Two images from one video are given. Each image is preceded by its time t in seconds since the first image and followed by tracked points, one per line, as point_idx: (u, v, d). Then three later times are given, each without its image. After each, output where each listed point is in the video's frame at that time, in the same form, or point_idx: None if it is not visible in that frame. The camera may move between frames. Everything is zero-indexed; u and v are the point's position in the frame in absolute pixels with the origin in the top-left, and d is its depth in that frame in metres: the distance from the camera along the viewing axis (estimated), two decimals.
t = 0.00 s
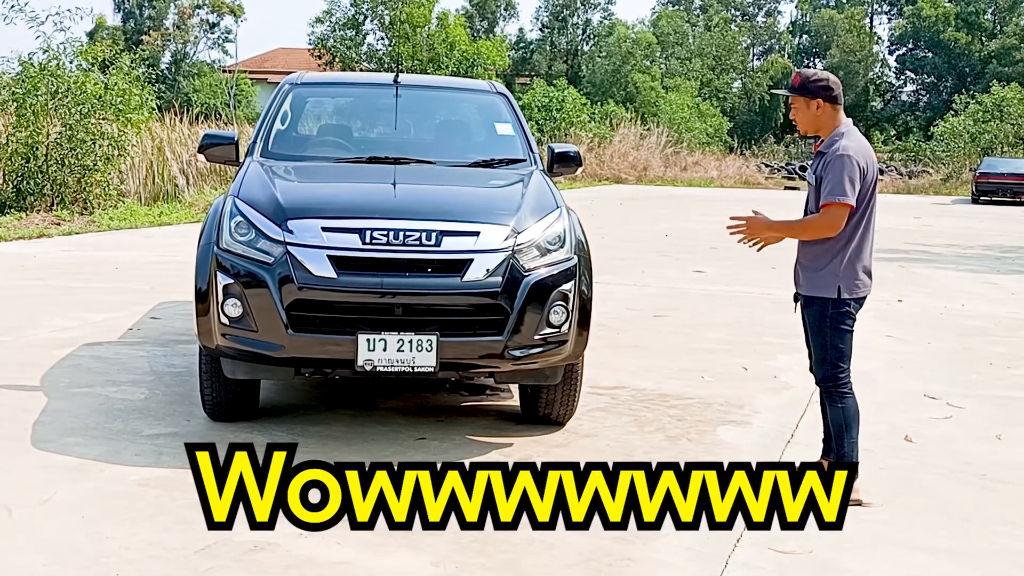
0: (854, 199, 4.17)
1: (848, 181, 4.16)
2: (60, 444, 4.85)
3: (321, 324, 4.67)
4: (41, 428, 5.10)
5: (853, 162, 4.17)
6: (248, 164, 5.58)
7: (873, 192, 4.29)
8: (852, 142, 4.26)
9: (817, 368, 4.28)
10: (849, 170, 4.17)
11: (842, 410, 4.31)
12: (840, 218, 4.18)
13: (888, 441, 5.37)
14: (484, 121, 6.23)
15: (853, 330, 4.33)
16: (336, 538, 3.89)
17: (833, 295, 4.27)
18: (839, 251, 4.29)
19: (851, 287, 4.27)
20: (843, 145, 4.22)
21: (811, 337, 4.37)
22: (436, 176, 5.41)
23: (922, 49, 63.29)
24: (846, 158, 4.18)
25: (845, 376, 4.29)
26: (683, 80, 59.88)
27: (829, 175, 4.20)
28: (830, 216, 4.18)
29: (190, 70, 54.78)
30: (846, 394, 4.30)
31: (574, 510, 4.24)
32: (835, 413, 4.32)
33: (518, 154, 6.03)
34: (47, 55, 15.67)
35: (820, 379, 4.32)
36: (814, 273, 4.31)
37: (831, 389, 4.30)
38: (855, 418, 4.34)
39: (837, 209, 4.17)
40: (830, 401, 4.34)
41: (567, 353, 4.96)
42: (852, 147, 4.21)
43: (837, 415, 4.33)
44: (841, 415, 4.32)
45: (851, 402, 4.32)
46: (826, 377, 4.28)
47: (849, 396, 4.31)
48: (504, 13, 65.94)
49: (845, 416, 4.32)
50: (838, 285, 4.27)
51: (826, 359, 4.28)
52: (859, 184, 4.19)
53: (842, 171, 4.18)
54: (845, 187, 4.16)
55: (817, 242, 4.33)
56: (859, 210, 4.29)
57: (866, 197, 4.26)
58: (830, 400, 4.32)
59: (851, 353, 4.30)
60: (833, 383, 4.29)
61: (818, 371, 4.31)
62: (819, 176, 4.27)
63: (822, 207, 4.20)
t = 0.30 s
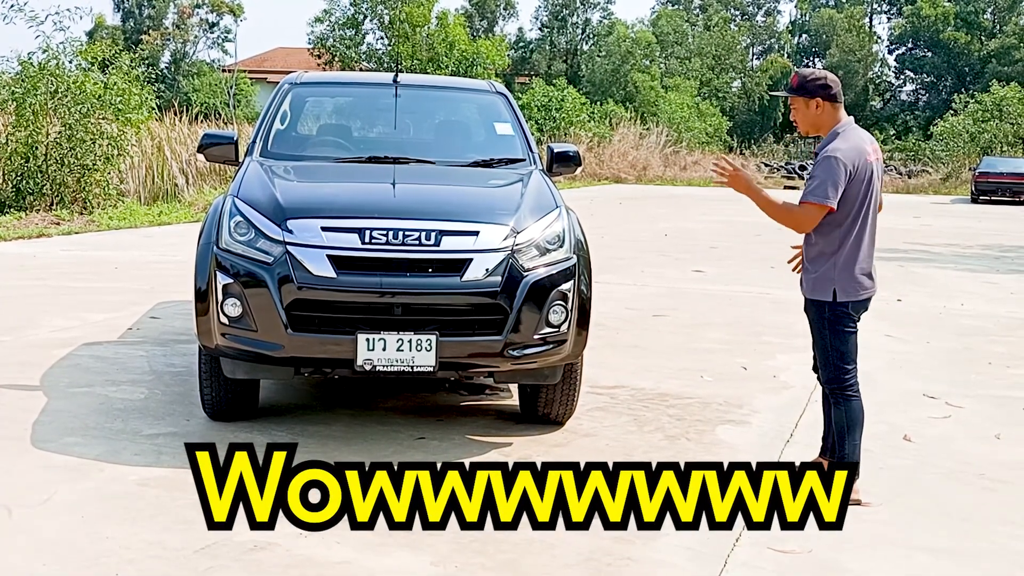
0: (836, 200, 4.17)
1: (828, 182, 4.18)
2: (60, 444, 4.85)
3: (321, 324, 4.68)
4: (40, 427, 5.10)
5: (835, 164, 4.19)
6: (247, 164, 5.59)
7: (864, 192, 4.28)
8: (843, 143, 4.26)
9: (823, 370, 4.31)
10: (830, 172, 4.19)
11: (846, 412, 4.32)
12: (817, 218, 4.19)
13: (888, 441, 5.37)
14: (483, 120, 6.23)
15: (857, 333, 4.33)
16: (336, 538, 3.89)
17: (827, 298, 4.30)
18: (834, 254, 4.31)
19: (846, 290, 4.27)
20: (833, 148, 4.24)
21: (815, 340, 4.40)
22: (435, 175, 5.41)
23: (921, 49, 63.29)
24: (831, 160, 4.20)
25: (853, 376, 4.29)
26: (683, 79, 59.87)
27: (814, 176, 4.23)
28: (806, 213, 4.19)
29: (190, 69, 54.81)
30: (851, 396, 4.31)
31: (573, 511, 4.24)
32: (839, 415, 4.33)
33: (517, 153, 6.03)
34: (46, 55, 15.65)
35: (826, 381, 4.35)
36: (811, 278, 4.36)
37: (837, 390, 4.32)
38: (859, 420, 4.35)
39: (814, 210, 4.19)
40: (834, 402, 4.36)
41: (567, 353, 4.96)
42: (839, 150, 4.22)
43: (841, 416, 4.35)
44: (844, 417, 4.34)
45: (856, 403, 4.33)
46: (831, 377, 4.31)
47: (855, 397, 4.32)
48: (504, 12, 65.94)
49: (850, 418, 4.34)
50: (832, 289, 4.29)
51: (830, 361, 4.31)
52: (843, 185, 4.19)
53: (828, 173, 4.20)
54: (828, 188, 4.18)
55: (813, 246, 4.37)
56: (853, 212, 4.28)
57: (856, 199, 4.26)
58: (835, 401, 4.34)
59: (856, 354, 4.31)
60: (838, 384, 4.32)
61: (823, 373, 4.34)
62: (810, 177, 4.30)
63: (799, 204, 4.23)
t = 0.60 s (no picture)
0: (822, 201, 4.19)
1: (817, 181, 4.20)
2: (59, 444, 4.85)
3: (321, 323, 4.67)
4: (40, 427, 5.10)
5: (824, 164, 4.21)
6: (246, 164, 5.58)
7: (858, 192, 4.27)
8: (835, 143, 4.27)
9: (824, 369, 4.35)
10: (819, 171, 4.21)
11: (847, 413, 4.34)
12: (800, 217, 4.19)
13: (887, 441, 5.37)
14: (482, 120, 6.23)
15: (858, 333, 4.34)
16: (335, 537, 3.89)
17: (824, 299, 4.32)
18: (829, 255, 4.33)
19: (841, 290, 4.28)
20: (823, 149, 4.26)
21: (817, 341, 4.42)
22: (435, 175, 5.41)
23: (921, 49, 63.31)
24: (821, 160, 4.22)
25: (853, 377, 4.32)
26: (682, 79, 59.86)
27: (805, 175, 4.24)
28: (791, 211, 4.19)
29: (190, 69, 54.81)
30: (852, 397, 4.33)
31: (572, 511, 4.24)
32: (839, 415, 4.35)
33: (517, 153, 6.03)
34: (46, 54, 15.62)
35: (827, 381, 4.37)
36: (811, 280, 4.38)
37: (838, 391, 4.34)
38: (859, 421, 4.36)
39: (801, 208, 4.19)
40: (835, 402, 4.38)
41: (566, 353, 4.96)
42: (831, 150, 4.24)
43: (841, 417, 4.38)
44: (845, 418, 4.36)
45: (857, 404, 4.35)
46: (833, 378, 4.34)
47: (855, 399, 4.34)
48: (503, 12, 65.94)
49: (851, 418, 4.35)
50: (829, 290, 4.31)
51: (831, 363, 4.34)
52: (831, 185, 4.20)
53: (817, 173, 4.22)
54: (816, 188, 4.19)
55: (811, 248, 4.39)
56: (847, 213, 4.28)
57: (848, 199, 4.26)
58: (836, 402, 4.36)
59: (856, 354, 4.33)
60: (839, 385, 4.34)
61: (825, 374, 4.37)
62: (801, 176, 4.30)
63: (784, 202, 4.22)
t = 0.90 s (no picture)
0: (813, 205, 4.20)
1: (808, 185, 4.22)
2: (58, 444, 4.85)
3: (319, 324, 4.67)
4: (39, 427, 5.10)
5: (816, 167, 4.23)
6: (245, 164, 5.58)
7: (852, 194, 4.27)
8: (827, 145, 4.28)
9: (822, 371, 4.38)
10: (811, 174, 4.22)
11: (845, 415, 4.35)
12: (790, 223, 4.24)
13: (887, 441, 5.37)
14: (482, 120, 6.23)
15: (857, 335, 4.35)
16: (334, 538, 3.89)
17: (821, 301, 4.34)
18: (825, 257, 4.34)
19: (838, 292, 4.30)
20: (815, 151, 4.27)
21: (816, 343, 4.44)
22: (434, 176, 5.41)
23: (920, 50, 63.32)
24: (812, 163, 4.24)
25: (852, 379, 4.33)
26: (682, 80, 59.87)
27: (796, 179, 4.27)
28: (783, 218, 4.24)
29: (189, 69, 54.82)
30: (852, 399, 4.34)
31: (572, 512, 4.23)
32: (838, 417, 4.35)
33: (517, 154, 6.03)
34: (45, 55, 15.61)
35: (827, 383, 4.38)
36: (809, 282, 4.40)
37: (837, 392, 4.35)
38: (859, 423, 4.36)
39: (791, 214, 4.23)
40: (835, 403, 4.38)
41: (566, 353, 4.95)
42: (822, 153, 4.25)
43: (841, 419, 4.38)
44: (844, 420, 4.35)
45: (857, 405, 4.35)
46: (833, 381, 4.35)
47: (855, 400, 4.34)
48: (503, 12, 65.94)
49: (851, 419, 4.35)
50: (826, 292, 4.32)
51: (830, 365, 4.36)
52: (822, 189, 4.21)
53: (808, 176, 4.24)
54: (810, 191, 4.22)
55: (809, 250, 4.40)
56: (842, 215, 4.29)
57: (841, 201, 4.26)
58: (836, 403, 4.37)
59: (854, 355, 4.34)
60: (839, 387, 4.35)
61: (825, 376, 4.39)
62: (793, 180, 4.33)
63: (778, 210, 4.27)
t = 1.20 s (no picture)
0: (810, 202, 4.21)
1: (806, 183, 4.23)
2: (58, 444, 4.85)
3: (319, 324, 4.67)
4: (39, 427, 5.10)
5: (812, 165, 4.23)
6: (245, 164, 5.58)
7: (847, 192, 4.27)
8: (822, 143, 4.29)
9: (819, 370, 4.37)
10: (807, 172, 4.23)
11: (844, 414, 4.34)
12: (786, 220, 4.24)
13: (887, 441, 5.37)
14: (481, 120, 6.23)
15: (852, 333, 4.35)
16: (334, 537, 3.88)
17: (815, 299, 4.34)
18: (819, 255, 4.34)
19: (833, 290, 4.29)
20: (810, 149, 4.28)
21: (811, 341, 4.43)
22: (434, 176, 5.41)
23: (920, 49, 63.32)
24: (808, 161, 4.25)
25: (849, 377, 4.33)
26: (682, 80, 59.85)
27: (792, 176, 4.27)
28: (780, 215, 4.25)
29: (189, 69, 54.82)
30: (850, 397, 4.34)
31: (572, 512, 4.23)
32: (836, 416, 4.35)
33: (516, 154, 6.03)
34: (45, 55, 15.61)
35: (824, 382, 4.37)
36: (804, 281, 4.39)
37: (835, 391, 4.35)
38: (858, 423, 4.36)
39: (789, 212, 4.23)
40: (834, 403, 4.37)
41: (566, 353, 4.95)
42: (818, 151, 4.26)
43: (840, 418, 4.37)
44: (843, 419, 4.34)
45: (855, 404, 4.35)
46: (829, 379, 4.34)
47: (853, 399, 4.34)
48: (503, 12, 65.93)
49: (849, 419, 4.35)
50: (821, 290, 4.32)
51: (825, 363, 4.34)
52: (819, 186, 4.22)
53: (803, 173, 4.24)
54: (806, 188, 4.22)
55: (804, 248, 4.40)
56: (838, 213, 4.29)
57: (837, 199, 4.26)
58: (835, 402, 4.36)
59: (851, 353, 4.34)
60: (836, 385, 4.34)
61: (821, 375, 4.37)
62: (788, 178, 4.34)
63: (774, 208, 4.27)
